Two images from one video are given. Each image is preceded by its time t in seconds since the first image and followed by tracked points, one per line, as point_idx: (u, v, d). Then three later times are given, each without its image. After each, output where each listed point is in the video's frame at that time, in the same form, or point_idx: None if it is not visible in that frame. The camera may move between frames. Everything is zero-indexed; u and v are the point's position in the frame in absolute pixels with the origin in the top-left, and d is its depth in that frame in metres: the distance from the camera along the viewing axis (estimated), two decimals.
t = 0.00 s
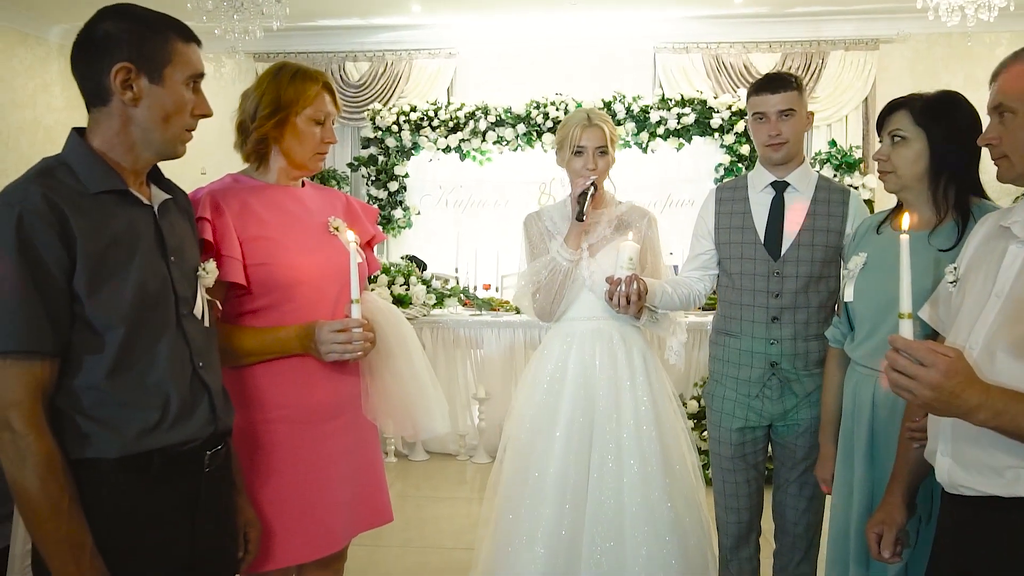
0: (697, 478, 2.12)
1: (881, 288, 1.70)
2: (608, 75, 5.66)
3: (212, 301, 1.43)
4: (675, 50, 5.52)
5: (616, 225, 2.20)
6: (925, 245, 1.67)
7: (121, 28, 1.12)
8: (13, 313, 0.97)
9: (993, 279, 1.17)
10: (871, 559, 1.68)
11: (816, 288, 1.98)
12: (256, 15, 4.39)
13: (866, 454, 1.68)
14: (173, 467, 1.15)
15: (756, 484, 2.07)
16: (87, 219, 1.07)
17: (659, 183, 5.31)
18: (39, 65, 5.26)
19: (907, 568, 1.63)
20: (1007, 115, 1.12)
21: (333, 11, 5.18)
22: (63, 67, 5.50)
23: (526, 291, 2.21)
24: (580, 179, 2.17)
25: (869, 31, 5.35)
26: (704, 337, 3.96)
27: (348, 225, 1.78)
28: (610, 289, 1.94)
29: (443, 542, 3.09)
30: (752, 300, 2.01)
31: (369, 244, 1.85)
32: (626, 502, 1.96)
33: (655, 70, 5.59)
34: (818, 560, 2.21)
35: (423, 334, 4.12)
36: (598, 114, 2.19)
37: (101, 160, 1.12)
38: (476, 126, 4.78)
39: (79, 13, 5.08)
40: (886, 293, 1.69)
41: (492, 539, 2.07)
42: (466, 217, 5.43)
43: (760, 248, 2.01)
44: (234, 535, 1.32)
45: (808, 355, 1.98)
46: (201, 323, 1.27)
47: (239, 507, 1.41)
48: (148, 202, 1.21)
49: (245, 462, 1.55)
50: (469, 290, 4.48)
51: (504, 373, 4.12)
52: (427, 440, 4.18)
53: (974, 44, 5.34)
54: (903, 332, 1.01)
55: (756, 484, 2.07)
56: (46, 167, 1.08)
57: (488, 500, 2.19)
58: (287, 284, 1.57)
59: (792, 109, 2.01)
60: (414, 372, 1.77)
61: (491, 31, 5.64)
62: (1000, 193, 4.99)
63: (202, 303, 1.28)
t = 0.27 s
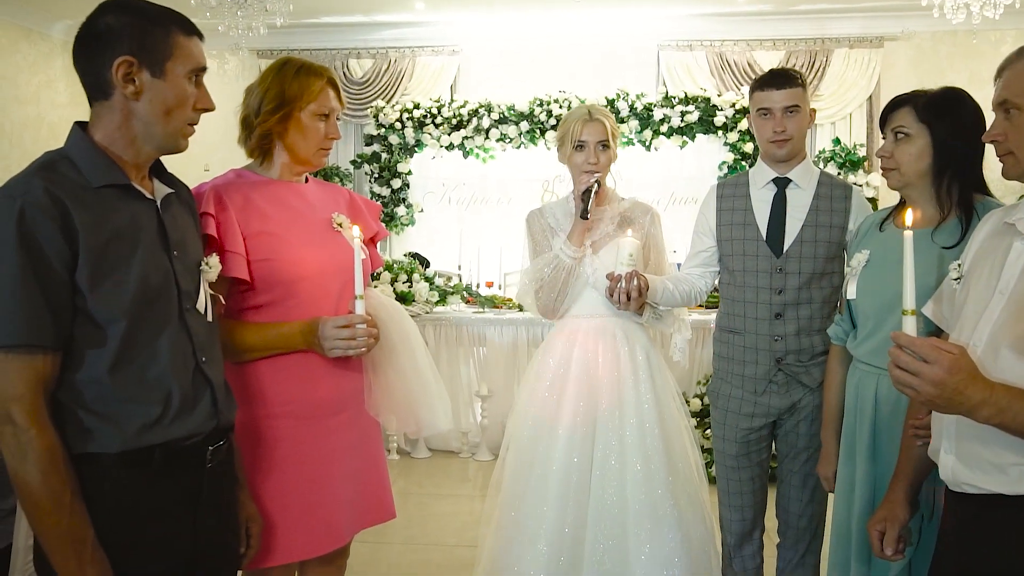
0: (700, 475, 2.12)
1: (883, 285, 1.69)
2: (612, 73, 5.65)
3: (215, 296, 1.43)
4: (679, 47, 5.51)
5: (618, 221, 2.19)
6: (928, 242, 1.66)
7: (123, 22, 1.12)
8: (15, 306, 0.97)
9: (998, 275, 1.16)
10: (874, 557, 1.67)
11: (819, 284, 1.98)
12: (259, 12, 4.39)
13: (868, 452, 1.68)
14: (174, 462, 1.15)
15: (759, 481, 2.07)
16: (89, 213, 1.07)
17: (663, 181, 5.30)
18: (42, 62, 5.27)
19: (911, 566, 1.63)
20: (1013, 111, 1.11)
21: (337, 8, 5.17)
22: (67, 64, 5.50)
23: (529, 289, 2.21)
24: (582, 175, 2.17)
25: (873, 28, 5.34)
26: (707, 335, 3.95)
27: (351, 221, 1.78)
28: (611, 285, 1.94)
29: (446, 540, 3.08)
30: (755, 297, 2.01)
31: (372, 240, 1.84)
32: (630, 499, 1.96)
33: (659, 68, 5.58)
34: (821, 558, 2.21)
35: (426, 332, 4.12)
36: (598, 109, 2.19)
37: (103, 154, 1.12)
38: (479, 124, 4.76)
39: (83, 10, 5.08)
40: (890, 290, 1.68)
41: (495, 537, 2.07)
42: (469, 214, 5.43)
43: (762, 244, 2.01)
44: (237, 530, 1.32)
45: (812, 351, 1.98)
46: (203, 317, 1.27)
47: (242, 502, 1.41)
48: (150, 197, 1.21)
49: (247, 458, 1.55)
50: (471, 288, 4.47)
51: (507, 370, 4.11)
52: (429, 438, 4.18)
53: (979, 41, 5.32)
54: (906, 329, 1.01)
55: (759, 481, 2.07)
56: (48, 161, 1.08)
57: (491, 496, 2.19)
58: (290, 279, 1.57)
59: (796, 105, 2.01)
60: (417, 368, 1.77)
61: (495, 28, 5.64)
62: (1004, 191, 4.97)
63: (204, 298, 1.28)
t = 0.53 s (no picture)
0: (705, 477, 2.11)
1: (887, 285, 1.68)
2: (615, 74, 5.65)
3: (221, 298, 1.43)
4: (682, 49, 5.51)
5: (622, 222, 2.19)
6: (931, 243, 1.66)
7: (130, 23, 1.12)
8: (20, 307, 0.97)
9: (1003, 277, 1.16)
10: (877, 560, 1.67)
11: (823, 284, 1.97)
12: (263, 13, 4.39)
13: (871, 453, 1.67)
14: (180, 464, 1.15)
15: (764, 484, 2.06)
16: (95, 214, 1.07)
17: (666, 182, 5.29)
18: (47, 64, 5.28)
19: (913, 569, 1.62)
20: (1017, 114, 1.11)
21: (340, 10, 5.18)
22: (71, 66, 5.51)
23: (533, 291, 2.20)
24: (586, 177, 2.16)
25: (877, 30, 5.33)
26: (711, 337, 3.95)
27: (356, 222, 1.78)
28: (617, 285, 1.93)
29: (450, 541, 3.08)
30: (759, 297, 2.00)
31: (377, 241, 1.84)
32: (634, 502, 1.95)
33: (662, 69, 5.57)
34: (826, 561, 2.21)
35: (430, 334, 4.12)
36: (601, 111, 2.18)
37: (108, 157, 1.12)
38: (483, 125, 4.77)
39: (88, 12, 5.10)
40: (894, 290, 1.68)
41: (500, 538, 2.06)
42: (472, 216, 5.43)
43: (766, 244, 2.00)
44: (241, 532, 1.32)
45: (817, 352, 1.97)
46: (208, 319, 1.27)
47: (247, 503, 1.41)
48: (156, 198, 1.21)
49: (252, 459, 1.55)
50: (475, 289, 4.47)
51: (510, 373, 4.11)
52: (433, 440, 4.17)
53: (984, 43, 5.31)
54: (910, 333, 1.01)
55: (764, 484, 2.06)
56: (54, 164, 1.08)
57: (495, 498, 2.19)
58: (295, 281, 1.57)
59: (798, 107, 2.00)
60: (423, 369, 1.77)
61: (498, 29, 5.64)
62: (1009, 193, 4.96)
63: (209, 299, 1.28)
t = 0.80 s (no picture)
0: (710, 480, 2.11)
1: (891, 290, 1.68)
2: (618, 78, 5.66)
3: (226, 302, 1.43)
4: (685, 52, 5.51)
5: (625, 226, 2.19)
6: (935, 247, 1.65)
7: (137, 27, 1.12)
8: (28, 311, 0.97)
9: (1008, 281, 1.16)
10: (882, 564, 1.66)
11: (828, 288, 1.97)
12: (267, 17, 4.40)
13: (874, 458, 1.67)
14: (185, 468, 1.15)
15: (768, 488, 2.06)
16: (103, 219, 1.07)
17: (669, 185, 5.29)
18: (52, 67, 5.30)
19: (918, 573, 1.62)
20: (1020, 118, 1.11)
21: (344, 13, 5.19)
22: (76, 69, 5.53)
23: (537, 296, 2.20)
24: (589, 180, 2.15)
25: (880, 33, 5.33)
26: (714, 340, 3.94)
27: (361, 226, 1.78)
28: (624, 291, 1.93)
29: (453, 544, 3.08)
30: (764, 302, 2.00)
31: (382, 245, 1.84)
32: (639, 506, 1.95)
33: (665, 72, 5.58)
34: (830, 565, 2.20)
35: (433, 337, 4.13)
36: (605, 114, 2.18)
37: (115, 161, 1.12)
38: (486, 128, 4.79)
39: (93, 15, 5.12)
40: (898, 295, 1.67)
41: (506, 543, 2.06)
42: (475, 219, 5.43)
43: (771, 249, 2.00)
44: (245, 537, 1.32)
45: (822, 357, 1.97)
46: (214, 323, 1.27)
47: (252, 507, 1.41)
48: (162, 203, 1.21)
49: (257, 463, 1.55)
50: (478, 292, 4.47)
51: (512, 376, 4.10)
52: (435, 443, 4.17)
53: (987, 46, 5.31)
54: (916, 339, 1.00)
55: (768, 488, 2.06)
56: (61, 168, 1.08)
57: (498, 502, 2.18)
58: (300, 285, 1.57)
59: (805, 111, 2.00)
60: (427, 372, 1.77)
61: (501, 33, 5.65)
62: (1012, 196, 4.95)
63: (214, 304, 1.28)
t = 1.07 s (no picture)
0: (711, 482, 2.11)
1: (895, 293, 1.68)
2: (621, 79, 5.66)
3: (229, 305, 1.44)
4: (688, 54, 5.51)
5: (625, 229, 2.19)
6: (938, 251, 1.65)
7: (142, 31, 1.13)
8: (33, 314, 0.98)
9: (1011, 284, 1.16)
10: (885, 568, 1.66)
11: (832, 292, 1.97)
12: (270, 19, 4.41)
13: (878, 461, 1.67)
14: (189, 471, 1.15)
15: (772, 492, 2.06)
16: (108, 222, 1.08)
17: (673, 188, 5.29)
18: (56, 69, 5.31)
19: None
20: (1023, 121, 1.11)
21: (347, 15, 5.20)
22: (80, 71, 5.55)
23: (537, 299, 2.19)
24: (589, 182, 2.15)
25: (883, 34, 5.33)
26: (718, 343, 3.94)
27: (364, 228, 1.79)
28: (626, 296, 1.94)
29: (456, 546, 3.08)
30: (767, 305, 2.00)
31: (385, 247, 1.85)
32: (640, 508, 1.95)
33: (668, 74, 5.58)
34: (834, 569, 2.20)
35: (436, 338, 4.14)
36: (606, 118, 2.18)
37: (120, 164, 1.12)
38: (489, 130, 4.78)
39: (97, 18, 5.14)
40: (902, 299, 1.67)
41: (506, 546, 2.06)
42: (478, 221, 5.43)
43: (776, 253, 2.00)
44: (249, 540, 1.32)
45: (825, 361, 1.97)
46: (218, 326, 1.27)
47: (256, 510, 1.41)
48: (166, 206, 1.21)
49: (261, 465, 1.55)
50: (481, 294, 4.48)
51: (515, 378, 4.10)
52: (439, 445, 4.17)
53: (991, 48, 5.30)
54: (919, 343, 1.00)
55: (772, 492, 2.06)
56: (66, 171, 1.08)
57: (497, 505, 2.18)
58: (303, 288, 1.57)
59: (809, 112, 2.00)
60: (431, 375, 1.77)
61: (504, 35, 5.65)
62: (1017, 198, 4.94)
63: (218, 307, 1.28)
